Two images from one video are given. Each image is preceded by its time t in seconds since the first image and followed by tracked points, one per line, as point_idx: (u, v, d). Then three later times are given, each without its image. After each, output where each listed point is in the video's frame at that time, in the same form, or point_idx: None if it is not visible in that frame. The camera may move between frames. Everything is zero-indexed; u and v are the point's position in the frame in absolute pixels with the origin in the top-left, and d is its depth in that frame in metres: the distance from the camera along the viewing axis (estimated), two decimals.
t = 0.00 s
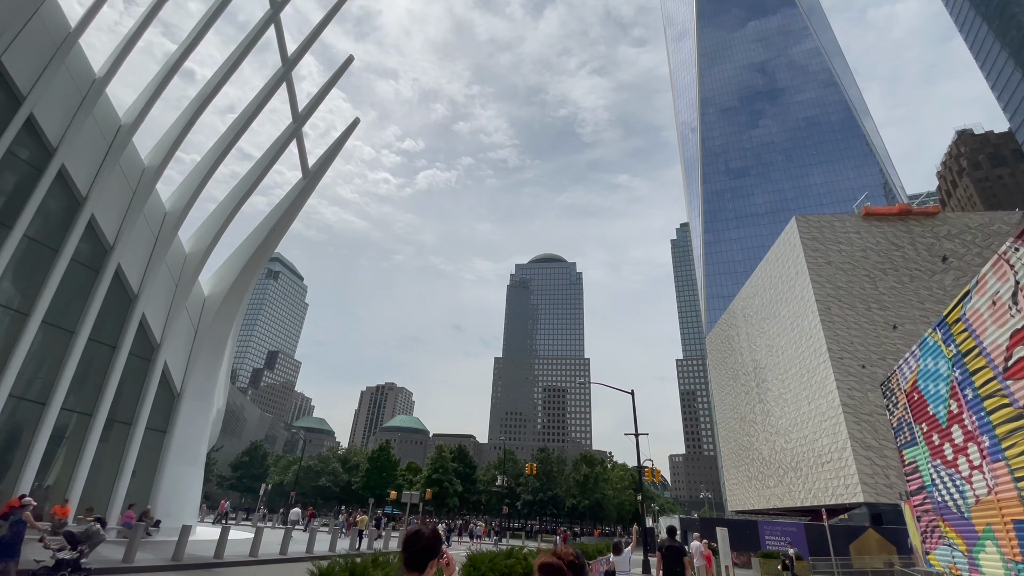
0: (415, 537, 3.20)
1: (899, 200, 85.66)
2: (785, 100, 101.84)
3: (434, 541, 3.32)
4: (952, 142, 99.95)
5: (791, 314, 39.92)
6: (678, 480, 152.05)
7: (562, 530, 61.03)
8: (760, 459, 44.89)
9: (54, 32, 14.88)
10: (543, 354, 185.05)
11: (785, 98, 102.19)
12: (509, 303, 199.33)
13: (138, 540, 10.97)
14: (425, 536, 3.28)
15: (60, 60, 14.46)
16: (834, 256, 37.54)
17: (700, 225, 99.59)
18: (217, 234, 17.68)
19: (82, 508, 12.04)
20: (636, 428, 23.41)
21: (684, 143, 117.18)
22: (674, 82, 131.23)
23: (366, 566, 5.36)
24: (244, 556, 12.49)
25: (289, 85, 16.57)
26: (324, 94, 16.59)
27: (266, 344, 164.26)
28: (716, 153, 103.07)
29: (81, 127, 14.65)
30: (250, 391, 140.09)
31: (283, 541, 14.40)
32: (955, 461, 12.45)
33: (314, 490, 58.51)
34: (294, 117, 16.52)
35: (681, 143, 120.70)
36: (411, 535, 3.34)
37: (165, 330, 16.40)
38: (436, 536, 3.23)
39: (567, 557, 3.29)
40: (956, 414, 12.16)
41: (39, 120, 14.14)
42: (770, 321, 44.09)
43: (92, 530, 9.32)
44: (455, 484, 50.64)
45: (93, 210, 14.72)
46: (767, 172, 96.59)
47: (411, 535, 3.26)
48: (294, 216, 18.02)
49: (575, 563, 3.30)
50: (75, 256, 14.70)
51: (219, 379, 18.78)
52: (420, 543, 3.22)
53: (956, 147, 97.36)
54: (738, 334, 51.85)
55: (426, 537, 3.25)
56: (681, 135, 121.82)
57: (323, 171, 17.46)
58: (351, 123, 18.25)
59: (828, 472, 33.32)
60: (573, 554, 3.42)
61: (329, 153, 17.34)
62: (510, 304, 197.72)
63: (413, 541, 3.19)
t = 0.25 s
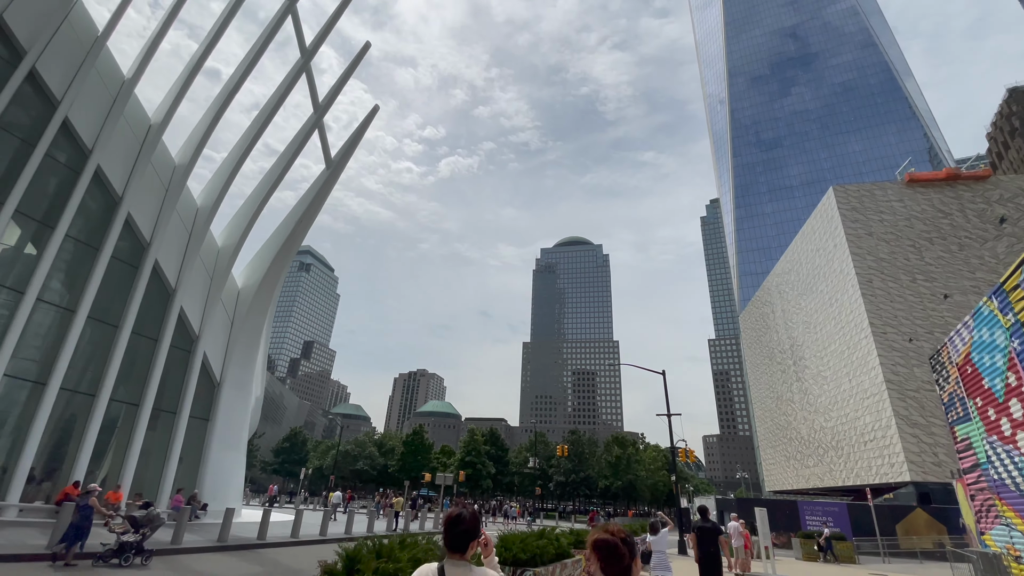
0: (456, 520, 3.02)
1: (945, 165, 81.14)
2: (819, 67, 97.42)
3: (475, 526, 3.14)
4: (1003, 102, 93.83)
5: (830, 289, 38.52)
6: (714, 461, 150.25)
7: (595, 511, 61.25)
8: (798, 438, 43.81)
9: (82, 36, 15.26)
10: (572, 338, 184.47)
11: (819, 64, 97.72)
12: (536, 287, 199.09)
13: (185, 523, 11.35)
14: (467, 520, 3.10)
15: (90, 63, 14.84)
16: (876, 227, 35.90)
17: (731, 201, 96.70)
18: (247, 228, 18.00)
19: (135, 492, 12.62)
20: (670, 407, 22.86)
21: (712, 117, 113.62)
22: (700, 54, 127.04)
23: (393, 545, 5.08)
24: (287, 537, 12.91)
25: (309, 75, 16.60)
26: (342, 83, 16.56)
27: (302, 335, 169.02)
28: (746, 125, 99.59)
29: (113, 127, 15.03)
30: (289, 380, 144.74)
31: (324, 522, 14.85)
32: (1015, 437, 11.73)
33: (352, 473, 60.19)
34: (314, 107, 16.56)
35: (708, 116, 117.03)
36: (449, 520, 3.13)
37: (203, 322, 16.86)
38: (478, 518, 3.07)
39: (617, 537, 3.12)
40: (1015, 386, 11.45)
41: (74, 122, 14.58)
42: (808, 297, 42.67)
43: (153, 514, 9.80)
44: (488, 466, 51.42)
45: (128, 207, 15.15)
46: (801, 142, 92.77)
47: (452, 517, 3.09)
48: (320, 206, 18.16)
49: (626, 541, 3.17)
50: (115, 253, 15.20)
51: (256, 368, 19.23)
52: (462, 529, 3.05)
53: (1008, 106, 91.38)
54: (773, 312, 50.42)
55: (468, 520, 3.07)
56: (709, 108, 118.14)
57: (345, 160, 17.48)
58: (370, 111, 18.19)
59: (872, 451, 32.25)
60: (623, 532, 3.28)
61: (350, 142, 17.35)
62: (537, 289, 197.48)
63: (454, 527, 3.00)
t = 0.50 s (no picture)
0: (482, 502, 3.25)
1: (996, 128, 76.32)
2: (855, 32, 92.75)
3: (501, 508, 3.35)
4: None
5: (872, 264, 36.93)
6: (751, 445, 147.62)
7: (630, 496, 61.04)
8: (840, 420, 42.48)
9: (109, 42, 15.69)
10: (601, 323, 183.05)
11: (855, 29, 93.01)
12: (563, 274, 198.08)
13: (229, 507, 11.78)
14: (495, 503, 3.32)
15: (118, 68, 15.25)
16: (920, 197, 34.09)
17: (763, 177, 93.44)
18: (276, 223, 18.31)
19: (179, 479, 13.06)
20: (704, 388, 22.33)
21: (742, 91, 109.81)
22: (727, 26, 122.67)
23: (414, 527, 4.94)
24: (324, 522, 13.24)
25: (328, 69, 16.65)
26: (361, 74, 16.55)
27: (336, 328, 173.13)
28: (778, 98, 95.86)
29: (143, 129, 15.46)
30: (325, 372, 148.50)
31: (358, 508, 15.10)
32: None
33: (388, 460, 61.46)
34: (334, 100, 16.64)
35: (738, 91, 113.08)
36: (472, 509, 3.42)
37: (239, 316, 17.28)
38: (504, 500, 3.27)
39: (653, 503, 3.17)
40: None
41: (106, 126, 15.05)
42: (847, 273, 41.03)
43: (206, 499, 10.53)
44: (521, 452, 51.80)
45: (162, 207, 15.59)
46: (837, 113, 88.78)
47: (482, 497, 3.35)
48: (346, 198, 18.24)
49: (665, 513, 3.17)
50: (152, 251, 15.69)
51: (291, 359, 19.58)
52: (489, 508, 3.26)
53: None
54: (811, 290, 48.74)
55: (497, 502, 3.30)
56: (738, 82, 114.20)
57: (368, 151, 17.48)
58: (390, 101, 18.16)
59: (920, 432, 30.97)
60: (660, 505, 3.28)
61: (372, 133, 17.36)
62: (565, 275, 196.42)
63: (481, 508, 3.21)
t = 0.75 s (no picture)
0: (506, 493, 3.40)
1: None
2: None
3: (527, 496, 3.50)
4: None
5: (916, 243, 35.21)
6: (789, 433, 143.80)
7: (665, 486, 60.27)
8: (885, 406, 40.82)
9: (137, 52, 16.18)
10: (630, 313, 180.84)
11: None
12: (591, 264, 196.30)
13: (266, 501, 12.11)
14: (521, 492, 3.45)
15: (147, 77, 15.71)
16: (968, 170, 32.20)
17: (797, 155, 89.82)
18: (304, 222, 18.53)
19: (219, 474, 13.41)
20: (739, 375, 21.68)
21: (772, 68, 106.13)
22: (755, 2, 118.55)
23: (434, 521, 4.79)
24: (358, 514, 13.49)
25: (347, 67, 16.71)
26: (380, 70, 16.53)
27: (368, 324, 176.41)
28: (810, 73, 92.16)
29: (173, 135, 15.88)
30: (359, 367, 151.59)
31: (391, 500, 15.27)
32: None
33: (422, 452, 62.40)
34: (355, 98, 16.68)
35: (767, 68, 109.23)
36: (496, 496, 3.57)
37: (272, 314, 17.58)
38: (528, 489, 3.39)
39: (689, 499, 3.13)
40: None
41: (138, 134, 15.52)
42: (890, 253, 39.26)
43: (253, 493, 10.79)
44: (552, 443, 51.67)
45: (194, 210, 15.96)
46: (875, 86, 84.85)
47: (508, 484, 3.49)
48: (371, 194, 18.22)
49: (700, 507, 3.13)
50: (186, 253, 16.12)
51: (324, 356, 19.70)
52: (513, 497, 3.41)
53: None
54: (851, 272, 46.87)
55: (523, 490, 3.44)
56: (767, 60, 110.43)
57: (390, 146, 17.41)
58: (411, 95, 18.07)
59: (970, 416, 29.47)
60: (695, 498, 3.23)
61: (393, 128, 17.33)
62: (592, 265, 194.66)
63: (506, 500, 3.36)
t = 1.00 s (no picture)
0: (540, 494, 3.41)
1: None
2: None
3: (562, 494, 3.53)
4: None
5: (959, 225, 33.55)
6: (828, 426, 139.44)
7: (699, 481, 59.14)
8: (929, 396, 39.11)
9: (165, 63, 16.65)
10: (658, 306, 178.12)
11: None
12: (616, 258, 194.23)
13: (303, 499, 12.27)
14: (555, 491, 3.46)
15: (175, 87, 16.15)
16: (1014, 144, 30.41)
17: (829, 138, 86.70)
18: (329, 224, 18.78)
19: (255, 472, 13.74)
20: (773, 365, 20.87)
21: (800, 50, 102.69)
22: None
23: (452, 515, 4.86)
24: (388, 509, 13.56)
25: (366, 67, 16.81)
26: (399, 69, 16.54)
27: (396, 323, 178.97)
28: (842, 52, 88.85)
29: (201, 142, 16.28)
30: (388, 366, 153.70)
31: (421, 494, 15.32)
32: None
33: (452, 448, 62.98)
34: (375, 97, 16.74)
35: (795, 49, 105.67)
36: (530, 499, 3.59)
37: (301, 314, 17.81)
38: (562, 486, 3.40)
39: (726, 476, 3.05)
40: None
41: (169, 143, 15.97)
42: (931, 236, 37.51)
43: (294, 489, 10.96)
44: (580, 438, 51.33)
45: (223, 214, 16.31)
46: (911, 62, 81.16)
47: (541, 486, 3.48)
48: (394, 192, 18.23)
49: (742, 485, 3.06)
50: (217, 257, 16.48)
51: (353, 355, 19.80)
52: (550, 499, 3.41)
53: None
54: (890, 257, 44.99)
55: (557, 488, 3.44)
56: (795, 41, 106.92)
57: (411, 143, 17.37)
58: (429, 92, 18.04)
59: (1022, 405, 27.94)
60: (733, 478, 3.15)
61: (413, 127, 17.37)
62: (618, 259, 192.57)
63: (541, 501, 3.38)
